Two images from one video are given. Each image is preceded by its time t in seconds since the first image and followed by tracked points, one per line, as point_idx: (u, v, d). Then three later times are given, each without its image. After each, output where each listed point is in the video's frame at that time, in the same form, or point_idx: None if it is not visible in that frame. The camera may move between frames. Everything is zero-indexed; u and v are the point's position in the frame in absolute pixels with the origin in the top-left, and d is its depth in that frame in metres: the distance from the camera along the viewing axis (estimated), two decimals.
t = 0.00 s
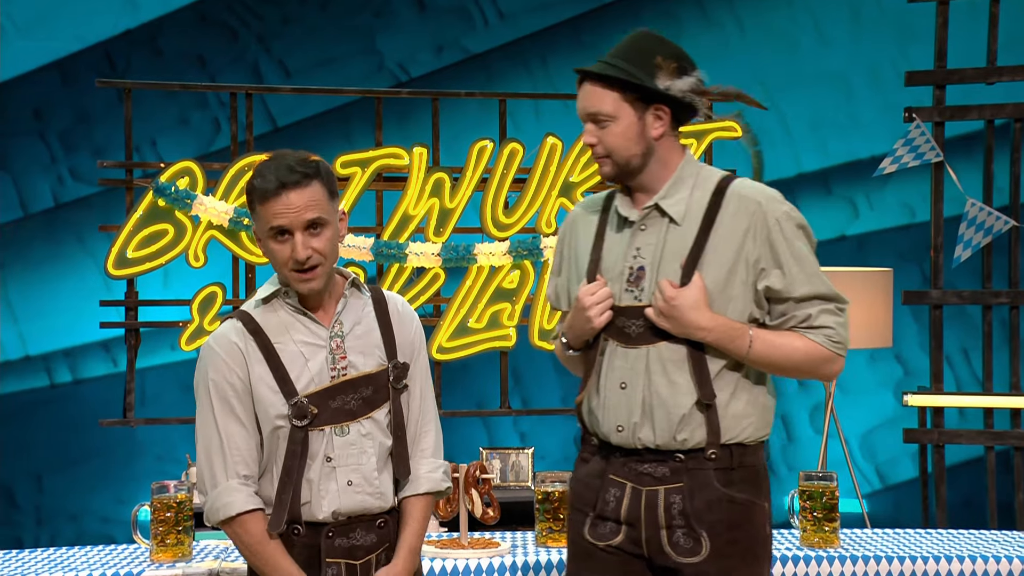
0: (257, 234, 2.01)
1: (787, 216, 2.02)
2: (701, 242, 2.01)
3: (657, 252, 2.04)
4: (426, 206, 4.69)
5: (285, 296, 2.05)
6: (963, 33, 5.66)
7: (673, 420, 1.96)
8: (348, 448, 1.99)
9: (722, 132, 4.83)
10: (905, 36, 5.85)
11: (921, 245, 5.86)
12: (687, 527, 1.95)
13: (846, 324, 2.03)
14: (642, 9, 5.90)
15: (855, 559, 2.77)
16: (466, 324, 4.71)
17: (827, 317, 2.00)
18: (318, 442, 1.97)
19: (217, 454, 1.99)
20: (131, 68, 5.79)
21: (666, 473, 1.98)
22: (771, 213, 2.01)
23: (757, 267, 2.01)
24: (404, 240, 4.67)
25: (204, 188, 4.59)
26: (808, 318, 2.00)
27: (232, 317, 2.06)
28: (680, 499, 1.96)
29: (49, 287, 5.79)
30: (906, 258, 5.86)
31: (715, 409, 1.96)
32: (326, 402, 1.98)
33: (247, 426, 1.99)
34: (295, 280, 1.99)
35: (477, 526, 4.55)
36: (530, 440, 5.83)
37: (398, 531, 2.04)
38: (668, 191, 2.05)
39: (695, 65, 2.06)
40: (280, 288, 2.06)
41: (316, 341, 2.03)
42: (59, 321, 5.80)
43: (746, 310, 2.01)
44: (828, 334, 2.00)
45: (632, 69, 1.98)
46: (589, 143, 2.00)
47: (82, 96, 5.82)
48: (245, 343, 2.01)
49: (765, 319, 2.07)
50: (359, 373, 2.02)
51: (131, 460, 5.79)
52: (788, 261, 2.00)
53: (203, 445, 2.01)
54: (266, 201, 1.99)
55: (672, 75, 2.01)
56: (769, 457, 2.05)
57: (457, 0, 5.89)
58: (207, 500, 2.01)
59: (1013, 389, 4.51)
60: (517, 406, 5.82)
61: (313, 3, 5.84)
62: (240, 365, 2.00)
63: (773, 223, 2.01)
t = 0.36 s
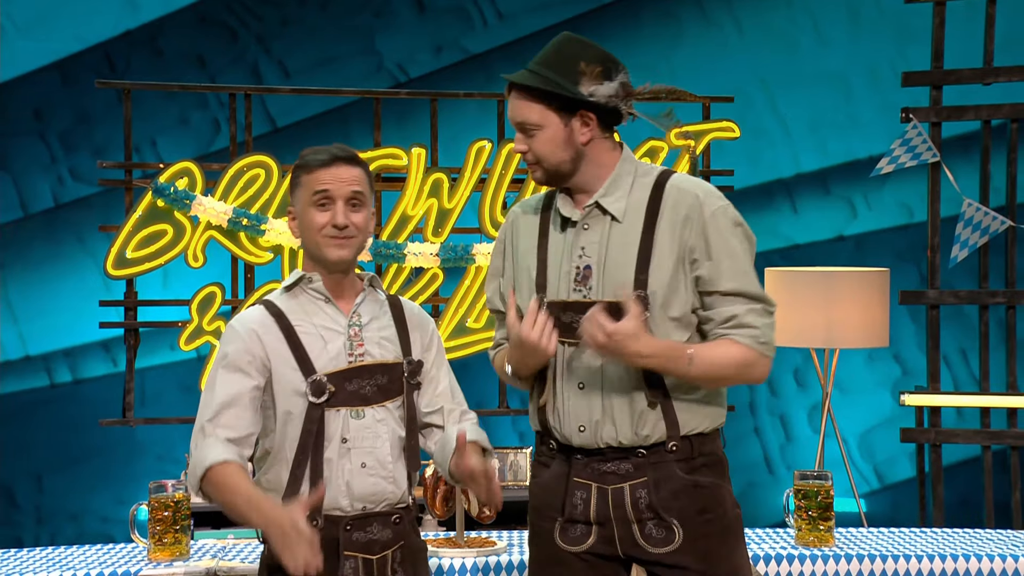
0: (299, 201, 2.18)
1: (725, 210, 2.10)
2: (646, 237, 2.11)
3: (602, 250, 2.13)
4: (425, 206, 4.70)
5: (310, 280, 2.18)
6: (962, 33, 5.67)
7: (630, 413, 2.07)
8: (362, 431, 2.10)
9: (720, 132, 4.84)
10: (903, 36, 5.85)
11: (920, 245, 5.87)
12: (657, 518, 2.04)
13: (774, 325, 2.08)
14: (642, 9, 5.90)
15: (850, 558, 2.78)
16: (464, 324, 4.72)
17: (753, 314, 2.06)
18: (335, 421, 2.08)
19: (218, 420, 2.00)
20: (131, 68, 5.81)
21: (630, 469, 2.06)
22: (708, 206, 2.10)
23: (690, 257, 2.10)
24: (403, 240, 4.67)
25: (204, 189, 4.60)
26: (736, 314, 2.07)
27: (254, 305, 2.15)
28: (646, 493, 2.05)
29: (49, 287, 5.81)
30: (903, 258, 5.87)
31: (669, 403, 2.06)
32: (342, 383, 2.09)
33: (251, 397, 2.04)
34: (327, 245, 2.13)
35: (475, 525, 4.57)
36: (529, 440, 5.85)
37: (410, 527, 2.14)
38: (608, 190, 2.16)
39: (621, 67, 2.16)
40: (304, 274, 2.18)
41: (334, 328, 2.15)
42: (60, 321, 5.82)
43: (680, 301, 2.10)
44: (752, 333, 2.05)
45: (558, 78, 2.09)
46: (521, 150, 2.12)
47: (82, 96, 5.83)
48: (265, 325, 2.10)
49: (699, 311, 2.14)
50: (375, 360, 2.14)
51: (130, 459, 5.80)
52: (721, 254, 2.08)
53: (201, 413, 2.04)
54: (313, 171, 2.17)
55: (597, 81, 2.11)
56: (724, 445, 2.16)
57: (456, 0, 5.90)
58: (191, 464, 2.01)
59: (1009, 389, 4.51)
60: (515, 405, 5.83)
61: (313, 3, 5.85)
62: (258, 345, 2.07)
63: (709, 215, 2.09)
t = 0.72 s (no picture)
0: (354, 199, 2.39)
1: (719, 218, 1.92)
2: (644, 233, 1.94)
3: (606, 248, 1.97)
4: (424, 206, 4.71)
5: (356, 278, 2.42)
6: (960, 33, 5.68)
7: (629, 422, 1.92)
8: (392, 425, 2.31)
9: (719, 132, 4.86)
10: (902, 36, 5.86)
11: (918, 245, 5.88)
12: (651, 526, 1.90)
13: (706, 356, 1.86)
14: (641, 9, 5.92)
15: (845, 557, 2.80)
16: (462, 324, 4.73)
17: (692, 329, 1.86)
18: (367, 413, 2.29)
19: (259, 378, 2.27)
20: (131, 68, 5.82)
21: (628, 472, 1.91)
22: (706, 207, 1.92)
23: (671, 243, 1.93)
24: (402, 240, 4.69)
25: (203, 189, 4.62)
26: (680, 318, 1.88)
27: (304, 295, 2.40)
28: (643, 498, 1.90)
29: (50, 287, 5.82)
30: (902, 258, 5.88)
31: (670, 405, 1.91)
32: (377, 378, 2.31)
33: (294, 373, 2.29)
34: (370, 240, 2.34)
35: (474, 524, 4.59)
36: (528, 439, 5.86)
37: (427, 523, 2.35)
38: (614, 188, 2.00)
39: (625, 67, 1.99)
40: (349, 271, 2.41)
41: (374, 326, 2.38)
42: (60, 321, 5.84)
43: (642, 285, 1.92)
44: (681, 342, 1.86)
45: (556, 80, 1.93)
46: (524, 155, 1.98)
47: (82, 96, 5.85)
48: (309, 313, 2.34)
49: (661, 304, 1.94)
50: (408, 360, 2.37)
51: (131, 459, 5.82)
52: (699, 255, 1.90)
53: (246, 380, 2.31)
54: (370, 173, 2.39)
55: (596, 83, 1.94)
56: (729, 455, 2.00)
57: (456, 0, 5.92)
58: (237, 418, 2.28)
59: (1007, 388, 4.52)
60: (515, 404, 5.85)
61: (313, 3, 5.87)
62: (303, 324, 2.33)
63: (702, 215, 1.92)
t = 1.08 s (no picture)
0: (372, 204, 2.33)
1: (744, 221, 1.86)
2: (668, 237, 1.90)
3: (628, 247, 1.94)
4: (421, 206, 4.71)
5: (372, 278, 2.36)
6: (956, 34, 5.70)
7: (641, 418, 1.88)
8: (401, 422, 2.23)
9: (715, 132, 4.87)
10: (899, 36, 5.87)
11: (915, 245, 5.89)
12: (662, 524, 1.86)
13: (738, 366, 1.81)
14: (638, 10, 5.94)
15: (839, 556, 2.81)
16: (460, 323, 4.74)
17: (722, 340, 1.81)
18: (376, 410, 2.22)
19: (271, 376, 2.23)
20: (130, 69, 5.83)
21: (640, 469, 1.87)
22: (730, 210, 1.87)
23: (697, 249, 1.88)
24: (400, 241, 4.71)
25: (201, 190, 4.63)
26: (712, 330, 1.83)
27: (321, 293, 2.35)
28: (654, 497, 1.86)
29: (49, 287, 5.84)
30: (899, 258, 5.89)
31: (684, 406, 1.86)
32: (388, 375, 2.23)
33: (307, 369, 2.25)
34: (391, 245, 2.28)
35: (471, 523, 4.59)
36: (526, 439, 5.87)
37: (438, 521, 2.27)
38: (642, 187, 1.95)
39: (661, 68, 1.96)
40: (369, 270, 2.37)
41: (388, 324, 2.31)
42: (60, 321, 5.85)
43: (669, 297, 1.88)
44: (703, 356, 1.81)
45: (590, 77, 1.91)
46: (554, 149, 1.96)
47: (81, 97, 5.86)
48: (324, 311, 2.29)
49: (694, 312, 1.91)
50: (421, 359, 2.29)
51: (130, 458, 5.83)
52: (724, 262, 1.85)
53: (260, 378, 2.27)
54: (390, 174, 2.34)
55: (628, 81, 1.91)
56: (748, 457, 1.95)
57: (453, 1, 5.93)
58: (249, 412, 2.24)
59: (1003, 387, 4.53)
60: (513, 404, 5.87)
61: (312, 4, 5.88)
62: (317, 323, 2.28)
63: (726, 218, 1.86)
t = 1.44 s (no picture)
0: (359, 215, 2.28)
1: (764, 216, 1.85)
2: (680, 235, 1.86)
3: (637, 242, 1.89)
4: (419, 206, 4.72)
5: (374, 280, 2.31)
6: (952, 35, 5.71)
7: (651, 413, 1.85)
8: (405, 423, 2.20)
9: (712, 132, 4.88)
10: (896, 37, 5.88)
11: (912, 245, 5.89)
12: (669, 523, 1.82)
13: (795, 360, 1.80)
14: (636, 10, 5.95)
15: (834, 555, 2.81)
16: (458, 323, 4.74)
17: (774, 340, 1.79)
18: (380, 410, 2.19)
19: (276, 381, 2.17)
20: (128, 70, 5.84)
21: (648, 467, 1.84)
22: (748, 208, 1.84)
23: (720, 257, 1.85)
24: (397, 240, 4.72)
25: (199, 190, 4.64)
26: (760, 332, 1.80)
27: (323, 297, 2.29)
28: (662, 495, 1.82)
29: (48, 287, 5.85)
30: (897, 258, 5.89)
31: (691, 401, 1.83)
32: (392, 376, 2.20)
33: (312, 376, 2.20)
34: (385, 257, 2.23)
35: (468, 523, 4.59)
36: (524, 438, 5.87)
37: (441, 522, 2.23)
38: (651, 182, 1.92)
39: (673, 70, 1.94)
40: (371, 273, 2.31)
41: (392, 326, 2.26)
42: (58, 321, 5.86)
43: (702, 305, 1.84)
44: (762, 366, 1.79)
45: (602, 76, 1.89)
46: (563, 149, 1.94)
47: (80, 97, 5.87)
48: (327, 315, 2.24)
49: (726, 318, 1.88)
50: (425, 360, 2.25)
51: (129, 458, 5.84)
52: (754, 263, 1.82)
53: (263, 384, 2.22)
54: (370, 185, 2.28)
55: (639, 82, 1.89)
56: (757, 458, 1.91)
57: (452, 1, 5.94)
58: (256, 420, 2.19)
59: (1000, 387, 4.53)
60: (511, 404, 5.87)
61: (310, 4, 5.89)
62: (320, 327, 2.22)
63: (746, 216, 1.84)
